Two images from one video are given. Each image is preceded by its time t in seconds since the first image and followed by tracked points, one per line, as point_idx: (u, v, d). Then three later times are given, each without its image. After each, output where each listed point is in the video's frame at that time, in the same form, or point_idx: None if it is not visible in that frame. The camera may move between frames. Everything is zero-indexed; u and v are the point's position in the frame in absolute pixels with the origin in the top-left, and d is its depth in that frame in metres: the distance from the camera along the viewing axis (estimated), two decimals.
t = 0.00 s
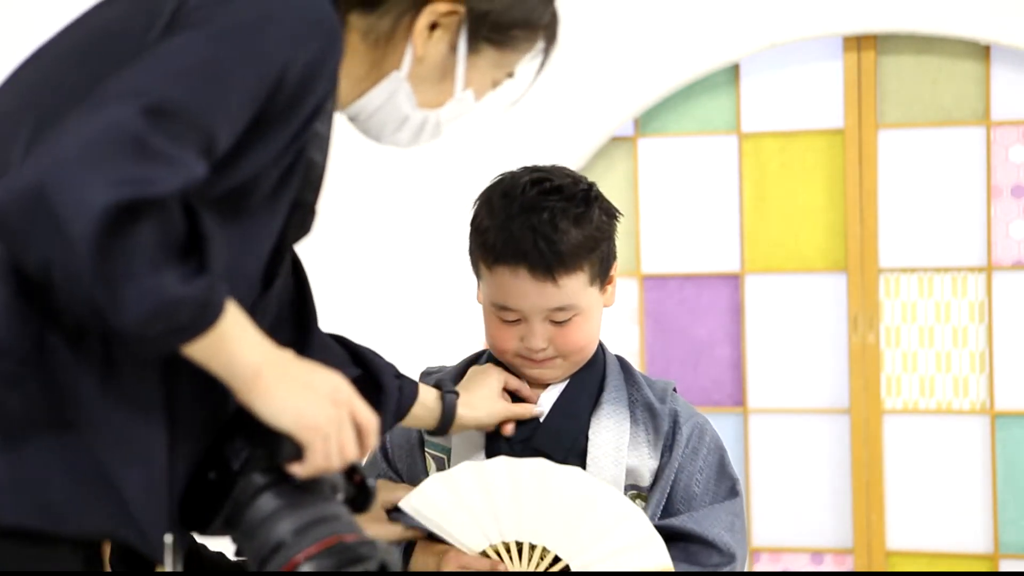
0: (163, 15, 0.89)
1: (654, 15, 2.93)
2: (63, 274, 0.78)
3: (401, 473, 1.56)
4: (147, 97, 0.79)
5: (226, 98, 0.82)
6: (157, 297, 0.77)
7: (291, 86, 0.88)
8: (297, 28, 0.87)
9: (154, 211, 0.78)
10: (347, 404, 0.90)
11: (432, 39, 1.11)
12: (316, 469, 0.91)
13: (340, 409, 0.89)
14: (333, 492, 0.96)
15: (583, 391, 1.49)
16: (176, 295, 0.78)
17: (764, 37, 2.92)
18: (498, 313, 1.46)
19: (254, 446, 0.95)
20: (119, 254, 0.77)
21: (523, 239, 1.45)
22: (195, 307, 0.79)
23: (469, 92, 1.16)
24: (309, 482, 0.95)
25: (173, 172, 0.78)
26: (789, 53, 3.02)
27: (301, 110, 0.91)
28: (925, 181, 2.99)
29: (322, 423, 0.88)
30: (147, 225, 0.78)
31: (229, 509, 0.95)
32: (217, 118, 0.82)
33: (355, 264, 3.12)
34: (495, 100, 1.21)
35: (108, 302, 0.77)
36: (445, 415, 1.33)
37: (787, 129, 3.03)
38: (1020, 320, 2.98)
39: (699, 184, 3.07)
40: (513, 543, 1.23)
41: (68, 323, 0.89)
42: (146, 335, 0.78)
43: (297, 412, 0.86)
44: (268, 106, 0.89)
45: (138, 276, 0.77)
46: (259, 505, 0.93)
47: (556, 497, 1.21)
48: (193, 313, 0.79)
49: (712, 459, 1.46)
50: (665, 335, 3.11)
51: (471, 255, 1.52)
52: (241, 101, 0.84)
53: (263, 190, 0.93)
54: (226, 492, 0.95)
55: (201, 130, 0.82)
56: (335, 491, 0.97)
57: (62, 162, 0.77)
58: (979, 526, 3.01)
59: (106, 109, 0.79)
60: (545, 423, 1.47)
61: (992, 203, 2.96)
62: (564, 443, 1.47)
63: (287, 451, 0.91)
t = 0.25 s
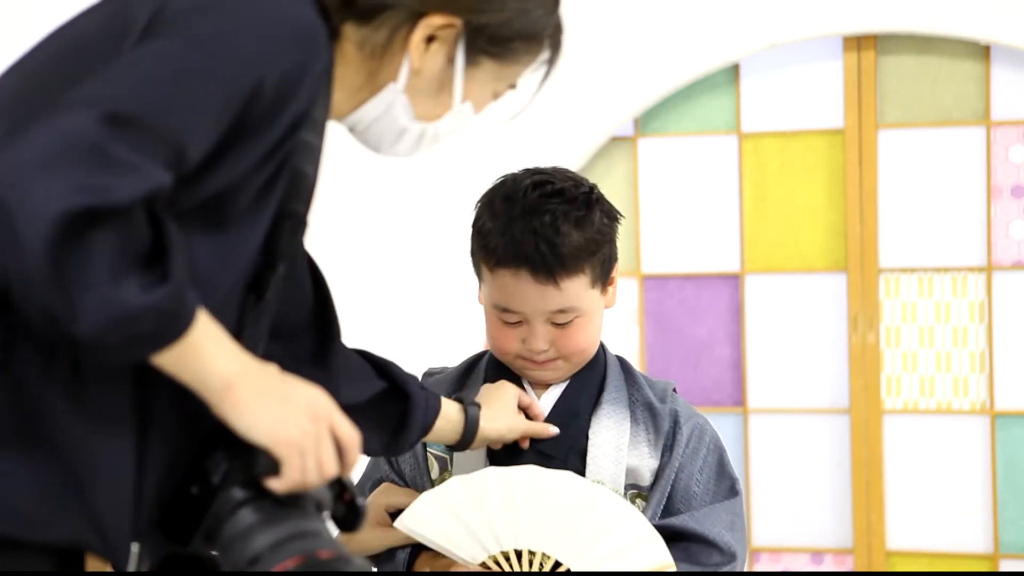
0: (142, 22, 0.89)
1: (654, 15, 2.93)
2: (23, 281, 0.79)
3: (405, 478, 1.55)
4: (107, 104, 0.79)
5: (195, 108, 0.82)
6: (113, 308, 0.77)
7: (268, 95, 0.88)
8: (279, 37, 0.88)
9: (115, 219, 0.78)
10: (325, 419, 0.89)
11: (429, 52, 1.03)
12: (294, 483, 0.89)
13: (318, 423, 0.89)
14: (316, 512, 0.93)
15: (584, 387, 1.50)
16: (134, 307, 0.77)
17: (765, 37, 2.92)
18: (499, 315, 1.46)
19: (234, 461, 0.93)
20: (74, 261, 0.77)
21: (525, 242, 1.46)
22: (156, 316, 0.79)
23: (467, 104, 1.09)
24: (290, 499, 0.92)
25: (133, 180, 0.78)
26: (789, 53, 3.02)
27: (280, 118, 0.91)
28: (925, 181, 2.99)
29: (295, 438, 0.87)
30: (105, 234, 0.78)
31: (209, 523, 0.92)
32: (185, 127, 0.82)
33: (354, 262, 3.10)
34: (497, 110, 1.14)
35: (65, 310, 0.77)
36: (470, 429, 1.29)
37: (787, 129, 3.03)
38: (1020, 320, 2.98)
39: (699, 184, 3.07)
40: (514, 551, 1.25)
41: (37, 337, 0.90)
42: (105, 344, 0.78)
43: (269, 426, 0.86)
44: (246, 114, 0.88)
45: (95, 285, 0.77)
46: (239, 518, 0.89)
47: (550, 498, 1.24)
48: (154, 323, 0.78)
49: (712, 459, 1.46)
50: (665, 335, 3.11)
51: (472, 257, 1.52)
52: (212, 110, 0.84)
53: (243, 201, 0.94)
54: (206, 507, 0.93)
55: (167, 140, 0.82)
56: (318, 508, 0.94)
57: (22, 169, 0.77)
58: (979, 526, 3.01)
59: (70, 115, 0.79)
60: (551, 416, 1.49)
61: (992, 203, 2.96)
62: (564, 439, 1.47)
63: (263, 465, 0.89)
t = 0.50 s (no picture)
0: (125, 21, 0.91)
1: (654, 15, 2.93)
2: None
3: (395, 480, 1.56)
4: (83, 103, 0.80)
5: (175, 105, 0.82)
6: (91, 306, 0.77)
7: (252, 93, 0.88)
8: (263, 35, 0.88)
9: (91, 218, 0.79)
10: (320, 416, 0.90)
11: (422, 51, 1.02)
12: (289, 481, 0.90)
13: (312, 420, 0.90)
14: (315, 511, 0.92)
15: (570, 383, 1.52)
16: (113, 306, 0.77)
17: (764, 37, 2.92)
18: (496, 315, 1.47)
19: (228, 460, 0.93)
20: (50, 260, 0.77)
21: (526, 245, 1.46)
22: (138, 314, 0.79)
23: (461, 102, 1.08)
24: (287, 496, 0.91)
25: (109, 177, 0.78)
26: (788, 53, 3.02)
27: (265, 114, 0.90)
28: (925, 181, 2.99)
29: (288, 436, 0.88)
30: (82, 233, 0.78)
31: (205, 522, 0.92)
32: (165, 125, 0.82)
33: (354, 263, 3.10)
34: (490, 108, 1.13)
35: (42, 308, 0.77)
36: (450, 424, 1.31)
37: (787, 130, 3.03)
38: (1020, 320, 2.98)
39: (699, 184, 3.08)
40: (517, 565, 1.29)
41: (18, 339, 0.89)
42: (84, 342, 0.78)
43: (260, 423, 0.87)
44: (230, 114, 0.88)
45: (73, 283, 0.77)
46: (234, 517, 0.89)
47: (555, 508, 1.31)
48: (134, 320, 0.79)
49: (704, 455, 1.49)
50: (665, 335, 3.11)
51: (470, 255, 1.52)
52: (193, 108, 0.83)
53: (229, 199, 0.94)
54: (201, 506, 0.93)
55: (147, 138, 0.82)
56: (316, 508, 0.93)
57: None
58: (979, 526, 3.01)
59: (46, 114, 0.80)
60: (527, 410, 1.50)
61: (992, 203, 2.96)
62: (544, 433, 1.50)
63: (257, 464, 0.90)
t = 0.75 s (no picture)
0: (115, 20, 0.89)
1: (654, 15, 2.93)
2: None
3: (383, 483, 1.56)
4: (65, 116, 0.80)
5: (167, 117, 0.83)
6: (71, 319, 0.78)
7: (240, 101, 0.88)
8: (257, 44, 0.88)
9: (74, 231, 0.79)
10: (311, 424, 0.89)
11: (421, 52, 1.02)
12: (279, 490, 0.89)
13: (302, 429, 0.89)
14: (310, 518, 0.92)
15: (563, 383, 1.53)
16: (93, 320, 0.78)
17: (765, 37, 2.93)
18: (486, 318, 1.47)
19: (221, 469, 0.93)
20: (29, 275, 0.78)
21: (515, 247, 1.46)
22: (119, 328, 0.79)
23: (462, 101, 1.07)
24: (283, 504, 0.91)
25: (91, 189, 0.79)
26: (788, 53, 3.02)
27: (255, 120, 0.90)
28: (925, 180, 2.99)
29: (279, 444, 0.87)
30: (62, 249, 0.79)
31: (200, 528, 0.92)
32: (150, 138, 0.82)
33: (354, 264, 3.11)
34: (492, 106, 1.13)
35: (24, 321, 0.78)
36: (437, 440, 1.29)
37: (787, 130, 3.03)
38: (1020, 320, 2.98)
39: (699, 184, 3.07)
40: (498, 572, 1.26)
41: (9, 350, 0.90)
42: (65, 354, 0.79)
43: (247, 434, 0.86)
44: (218, 122, 0.88)
45: (54, 297, 0.78)
46: (229, 524, 0.89)
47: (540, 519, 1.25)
48: (116, 334, 0.79)
49: (697, 455, 1.49)
50: (665, 335, 3.11)
51: (459, 260, 1.53)
52: (178, 123, 0.83)
53: (220, 206, 0.94)
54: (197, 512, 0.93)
55: (130, 151, 0.82)
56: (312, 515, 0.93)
57: None
58: (980, 525, 3.01)
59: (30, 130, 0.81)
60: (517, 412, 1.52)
61: (992, 203, 2.97)
62: (534, 433, 1.51)
63: (247, 474, 0.90)
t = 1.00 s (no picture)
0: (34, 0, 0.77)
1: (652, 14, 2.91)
2: None
3: (378, 485, 1.53)
4: None
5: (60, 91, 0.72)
6: None
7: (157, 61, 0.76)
8: (165, 1, 0.77)
9: None
10: (256, 403, 0.78)
11: None
12: (228, 474, 0.79)
13: (248, 410, 0.77)
14: (272, 495, 0.84)
15: (559, 383, 1.51)
16: None
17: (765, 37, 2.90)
18: (479, 322, 1.44)
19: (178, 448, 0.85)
20: None
21: (508, 252, 1.44)
22: (21, 325, 0.68)
23: (423, 36, 0.93)
24: (241, 483, 0.83)
25: None
26: (788, 53, 3.00)
27: (175, 82, 0.78)
28: (925, 180, 2.97)
29: (219, 428, 0.76)
30: None
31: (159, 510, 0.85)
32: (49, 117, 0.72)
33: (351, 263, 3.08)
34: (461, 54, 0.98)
35: None
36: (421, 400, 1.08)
37: (787, 129, 3.01)
38: (1021, 320, 2.96)
39: (699, 183, 3.05)
40: None
41: None
42: None
43: (179, 417, 0.75)
44: (132, 87, 0.76)
45: None
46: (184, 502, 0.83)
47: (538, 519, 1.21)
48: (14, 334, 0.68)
49: (693, 455, 1.48)
50: (665, 335, 3.08)
51: (451, 266, 1.50)
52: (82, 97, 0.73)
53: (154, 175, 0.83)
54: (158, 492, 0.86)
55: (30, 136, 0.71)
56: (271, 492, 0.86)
57: None
58: (980, 526, 2.99)
59: None
60: (514, 412, 1.49)
61: (992, 203, 2.95)
62: (532, 432, 1.48)
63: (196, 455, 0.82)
